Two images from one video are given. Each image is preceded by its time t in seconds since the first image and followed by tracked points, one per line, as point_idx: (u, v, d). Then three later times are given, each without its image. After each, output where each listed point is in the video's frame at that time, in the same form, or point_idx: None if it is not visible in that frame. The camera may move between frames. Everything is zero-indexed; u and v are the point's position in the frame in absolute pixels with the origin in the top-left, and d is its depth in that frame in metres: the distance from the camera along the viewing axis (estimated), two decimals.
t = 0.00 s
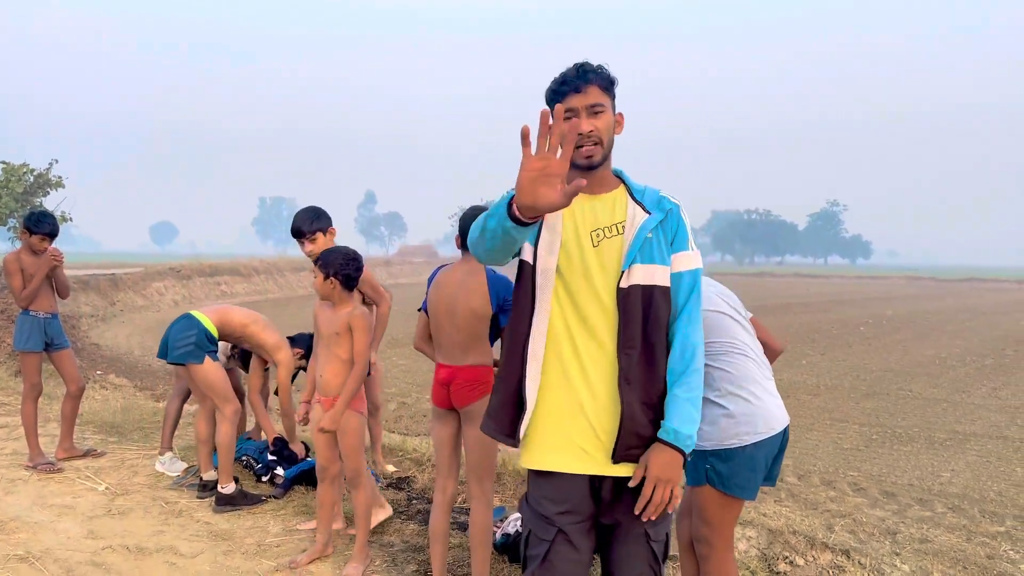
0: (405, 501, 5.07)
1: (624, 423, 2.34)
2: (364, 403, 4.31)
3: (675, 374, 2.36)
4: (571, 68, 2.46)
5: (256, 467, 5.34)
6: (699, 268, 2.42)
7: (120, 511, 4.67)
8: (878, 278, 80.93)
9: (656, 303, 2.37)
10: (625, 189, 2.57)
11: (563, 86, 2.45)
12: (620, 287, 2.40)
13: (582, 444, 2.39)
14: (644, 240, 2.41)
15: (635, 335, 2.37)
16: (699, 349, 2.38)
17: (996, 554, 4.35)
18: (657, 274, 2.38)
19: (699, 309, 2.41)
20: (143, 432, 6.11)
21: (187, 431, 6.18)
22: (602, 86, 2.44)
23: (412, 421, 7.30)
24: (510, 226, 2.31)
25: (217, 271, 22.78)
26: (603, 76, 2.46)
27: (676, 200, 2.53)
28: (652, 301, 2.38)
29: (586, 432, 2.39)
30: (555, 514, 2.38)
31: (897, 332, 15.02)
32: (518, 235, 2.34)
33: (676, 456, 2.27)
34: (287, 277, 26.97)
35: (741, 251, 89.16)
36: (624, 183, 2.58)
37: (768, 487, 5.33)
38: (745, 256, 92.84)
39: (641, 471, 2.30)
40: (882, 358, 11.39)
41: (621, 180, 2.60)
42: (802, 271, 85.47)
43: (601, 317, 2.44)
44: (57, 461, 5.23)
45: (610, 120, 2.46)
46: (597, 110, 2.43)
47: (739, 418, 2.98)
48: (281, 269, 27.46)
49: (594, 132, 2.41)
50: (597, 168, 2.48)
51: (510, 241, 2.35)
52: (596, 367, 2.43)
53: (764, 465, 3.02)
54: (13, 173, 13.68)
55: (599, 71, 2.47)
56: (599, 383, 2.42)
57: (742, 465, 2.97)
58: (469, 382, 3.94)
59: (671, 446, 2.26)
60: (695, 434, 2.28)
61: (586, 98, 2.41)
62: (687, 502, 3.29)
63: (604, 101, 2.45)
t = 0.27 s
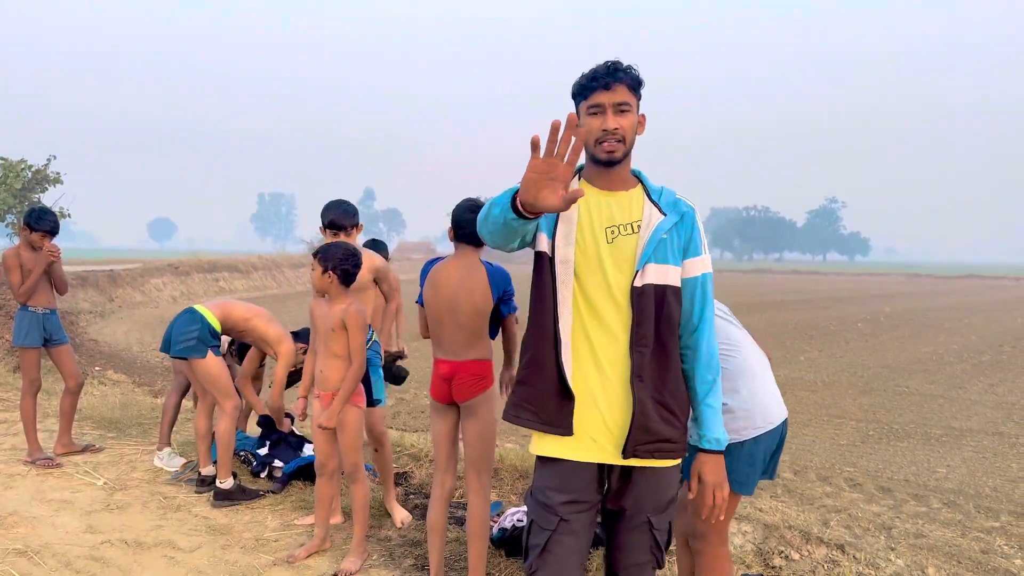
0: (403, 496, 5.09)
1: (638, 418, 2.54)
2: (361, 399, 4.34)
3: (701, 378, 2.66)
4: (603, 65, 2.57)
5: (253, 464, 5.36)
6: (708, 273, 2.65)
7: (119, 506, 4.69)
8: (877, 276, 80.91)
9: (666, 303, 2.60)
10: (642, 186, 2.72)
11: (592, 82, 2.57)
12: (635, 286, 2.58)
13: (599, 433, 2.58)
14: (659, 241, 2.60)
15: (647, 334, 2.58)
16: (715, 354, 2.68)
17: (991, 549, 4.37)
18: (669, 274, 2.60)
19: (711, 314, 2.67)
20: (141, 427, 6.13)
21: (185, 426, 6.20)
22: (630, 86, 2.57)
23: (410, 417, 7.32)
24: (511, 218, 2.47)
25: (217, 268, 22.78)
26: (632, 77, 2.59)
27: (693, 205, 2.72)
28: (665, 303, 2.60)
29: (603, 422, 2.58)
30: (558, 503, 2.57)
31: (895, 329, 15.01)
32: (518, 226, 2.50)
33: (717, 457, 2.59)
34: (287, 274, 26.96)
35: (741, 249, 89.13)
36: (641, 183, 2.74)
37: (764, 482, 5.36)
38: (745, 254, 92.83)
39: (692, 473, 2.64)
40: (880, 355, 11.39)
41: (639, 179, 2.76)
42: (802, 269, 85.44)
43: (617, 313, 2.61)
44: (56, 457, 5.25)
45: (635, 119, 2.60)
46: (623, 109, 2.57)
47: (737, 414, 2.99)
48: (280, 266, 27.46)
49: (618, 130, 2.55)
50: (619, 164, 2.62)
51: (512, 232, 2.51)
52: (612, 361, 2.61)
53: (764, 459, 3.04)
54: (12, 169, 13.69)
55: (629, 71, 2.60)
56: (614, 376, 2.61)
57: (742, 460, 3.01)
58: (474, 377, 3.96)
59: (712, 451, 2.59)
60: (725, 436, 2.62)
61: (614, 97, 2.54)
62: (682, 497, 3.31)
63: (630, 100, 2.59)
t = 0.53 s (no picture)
0: (401, 494, 5.10)
1: (645, 417, 2.55)
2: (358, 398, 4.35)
3: (710, 377, 2.67)
4: (616, 69, 2.53)
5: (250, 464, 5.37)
6: (716, 273, 2.68)
7: (118, 504, 4.70)
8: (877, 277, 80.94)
9: (675, 303, 2.62)
10: (652, 187, 2.74)
11: (605, 86, 2.54)
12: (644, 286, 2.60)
13: (606, 429, 2.59)
14: (669, 242, 2.62)
15: (655, 333, 2.59)
16: (721, 353, 2.69)
17: (988, 547, 4.38)
18: (678, 274, 2.62)
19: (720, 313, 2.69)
20: (141, 426, 6.14)
21: (185, 425, 6.21)
22: (642, 94, 2.55)
23: (409, 416, 7.33)
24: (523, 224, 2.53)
25: (217, 268, 22.81)
26: (644, 82, 2.55)
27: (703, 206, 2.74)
28: (673, 303, 2.62)
29: (610, 419, 2.59)
30: (561, 495, 2.59)
31: (895, 328, 15.02)
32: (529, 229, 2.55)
33: (722, 452, 2.60)
34: (287, 275, 26.99)
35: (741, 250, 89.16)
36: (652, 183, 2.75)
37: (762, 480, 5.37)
38: (745, 255, 92.85)
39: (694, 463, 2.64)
40: (880, 354, 11.40)
41: (649, 179, 2.77)
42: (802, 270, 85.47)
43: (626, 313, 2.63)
44: (56, 455, 5.26)
45: (647, 125, 2.57)
46: (634, 116, 2.54)
47: (738, 411, 3.04)
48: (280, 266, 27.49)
49: (628, 137, 2.53)
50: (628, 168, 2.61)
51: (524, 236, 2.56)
52: (621, 360, 2.62)
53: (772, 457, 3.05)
54: (12, 169, 13.71)
55: (642, 76, 2.56)
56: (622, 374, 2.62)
57: (746, 458, 3.02)
58: (473, 376, 3.98)
59: (717, 444, 2.59)
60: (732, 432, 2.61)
61: (625, 104, 2.51)
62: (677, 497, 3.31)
63: (642, 107, 2.56)
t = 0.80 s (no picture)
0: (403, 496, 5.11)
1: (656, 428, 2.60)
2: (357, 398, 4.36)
3: (699, 379, 2.66)
4: (625, 117, 2.42)
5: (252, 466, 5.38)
6: (724, 282, 2.68)
7: (121, 506, 4.71)
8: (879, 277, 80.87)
9: (683, 312, 2.62)
10: (668, 194, 2.71)
11: (614, 134, 2.46)
12: (654, 298, 2.62)
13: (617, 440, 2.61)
14: (680, 253, 2.61)
15: (665, 344, 2.61)
16: (717, 359, 2.68)
17: (990, 547, 4.38)
18: (688, 285, 2.62)
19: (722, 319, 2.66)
20: (143, 428, 6.15)
21: (187, 427, 6.22)
22: (652, 140, 2.45)
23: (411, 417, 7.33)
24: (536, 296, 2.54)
25: (219, 269, 22.84)
26: (656, 127, 2.44)
27: (717, 213, 2.71)
28: (681, 312, 2.62)
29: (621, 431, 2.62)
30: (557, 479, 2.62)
31: (897, 328, 15.00)
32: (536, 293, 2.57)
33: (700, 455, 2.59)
34: (290, 276, 27.02)
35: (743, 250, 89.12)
36: (669, 188, 2.70)
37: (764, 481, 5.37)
38: (746, 256, 92.80)
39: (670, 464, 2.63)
40: (882, 354, 11.39)
41: (667, 182, 2.71)
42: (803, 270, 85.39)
43: (636, 323, 2.66)
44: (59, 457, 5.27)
45: (657, 164, 2.53)
46: (643, 161, 2.50)
47: (747, 412, 3.02)
48: (282, 267, 27.52)
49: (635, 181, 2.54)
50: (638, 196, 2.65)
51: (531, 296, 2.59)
52: (631, 371, 2.66)
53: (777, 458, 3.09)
54: (14, 171, 13.74)
55: (655, 119, 2.44)
56: (632, 385, 2.65)
57: (753, 458, 3.02)
58: (474, 377, 3.98)
59: (698, 448, 2.59)
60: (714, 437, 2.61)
61: (632, 154, 2.47)
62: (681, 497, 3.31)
63: (653, 151, 2.49)
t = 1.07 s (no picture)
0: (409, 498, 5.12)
1: (656, 434, 2.62)
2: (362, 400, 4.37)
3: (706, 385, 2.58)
4: (624, 112, 2.43)
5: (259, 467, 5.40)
6: (735, 283, 2.57)
7: (128, 509, 4.73)
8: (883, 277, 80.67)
9: (684, 318, 2.59)
10: (671, 195, 2.70)
11: (609, 130, 2.47)
12: (651, 306, 2.60)
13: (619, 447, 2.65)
14: (677, 257, 2.57)
15: (665, 351, 2.61)
16: (727, 364, 2.58)
17: (997, 550, 4.37)
18: (688, 290, 2.57)
19: (734, 326, 2.55)
20: (150, 431, 6.17)
21: (194, 430, 6.23)
22: (651, 134, 2.45)
23: (417, 420, 7.33)
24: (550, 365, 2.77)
25: (224, 272, 22.89)
26: (654, 120, 2.46)
27: (723, 211, 2.61)
28: (682, 317, 2.60)
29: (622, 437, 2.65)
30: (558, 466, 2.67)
31: (902, 330, 14.96)
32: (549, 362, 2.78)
33: (707, 464, 2.54)
34: (295, 278, 27.07)
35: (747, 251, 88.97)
36: (672, 187, 2.70)
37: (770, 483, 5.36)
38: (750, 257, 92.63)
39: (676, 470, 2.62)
40: (888, 356, 11.36)
41: (671, 181, 2.72)
42: (807, 271, 85.21)
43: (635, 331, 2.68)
44: (66, 460, 5.29)
45: (655, 160, 2.53)
46: (643, 156, 2.50)
47: (759, 417, 3.02)
48: (287, 270, 27.56)
49: (636, 178, 2.52)
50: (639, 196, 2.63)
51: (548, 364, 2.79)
52: (633, 378, 2.68)
53: (787, 464, 3.10)
54: (21, 175, 13.81)
55: (652, 113, 2.45)
56: (635, 392, 2.67)
57: (763, 463, 3.02)
58: (479, 381, 3.97)
59: (704, 457, 2.52)
60: (723, 447, 2.53)
61: (632, 148, 2.47)
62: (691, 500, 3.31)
63: (653, 146, 2.49)
